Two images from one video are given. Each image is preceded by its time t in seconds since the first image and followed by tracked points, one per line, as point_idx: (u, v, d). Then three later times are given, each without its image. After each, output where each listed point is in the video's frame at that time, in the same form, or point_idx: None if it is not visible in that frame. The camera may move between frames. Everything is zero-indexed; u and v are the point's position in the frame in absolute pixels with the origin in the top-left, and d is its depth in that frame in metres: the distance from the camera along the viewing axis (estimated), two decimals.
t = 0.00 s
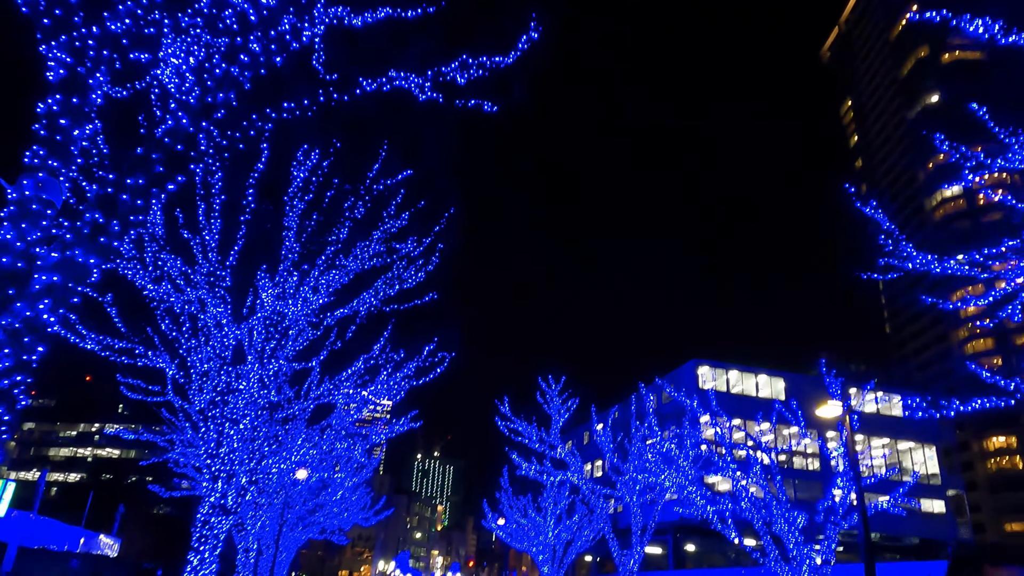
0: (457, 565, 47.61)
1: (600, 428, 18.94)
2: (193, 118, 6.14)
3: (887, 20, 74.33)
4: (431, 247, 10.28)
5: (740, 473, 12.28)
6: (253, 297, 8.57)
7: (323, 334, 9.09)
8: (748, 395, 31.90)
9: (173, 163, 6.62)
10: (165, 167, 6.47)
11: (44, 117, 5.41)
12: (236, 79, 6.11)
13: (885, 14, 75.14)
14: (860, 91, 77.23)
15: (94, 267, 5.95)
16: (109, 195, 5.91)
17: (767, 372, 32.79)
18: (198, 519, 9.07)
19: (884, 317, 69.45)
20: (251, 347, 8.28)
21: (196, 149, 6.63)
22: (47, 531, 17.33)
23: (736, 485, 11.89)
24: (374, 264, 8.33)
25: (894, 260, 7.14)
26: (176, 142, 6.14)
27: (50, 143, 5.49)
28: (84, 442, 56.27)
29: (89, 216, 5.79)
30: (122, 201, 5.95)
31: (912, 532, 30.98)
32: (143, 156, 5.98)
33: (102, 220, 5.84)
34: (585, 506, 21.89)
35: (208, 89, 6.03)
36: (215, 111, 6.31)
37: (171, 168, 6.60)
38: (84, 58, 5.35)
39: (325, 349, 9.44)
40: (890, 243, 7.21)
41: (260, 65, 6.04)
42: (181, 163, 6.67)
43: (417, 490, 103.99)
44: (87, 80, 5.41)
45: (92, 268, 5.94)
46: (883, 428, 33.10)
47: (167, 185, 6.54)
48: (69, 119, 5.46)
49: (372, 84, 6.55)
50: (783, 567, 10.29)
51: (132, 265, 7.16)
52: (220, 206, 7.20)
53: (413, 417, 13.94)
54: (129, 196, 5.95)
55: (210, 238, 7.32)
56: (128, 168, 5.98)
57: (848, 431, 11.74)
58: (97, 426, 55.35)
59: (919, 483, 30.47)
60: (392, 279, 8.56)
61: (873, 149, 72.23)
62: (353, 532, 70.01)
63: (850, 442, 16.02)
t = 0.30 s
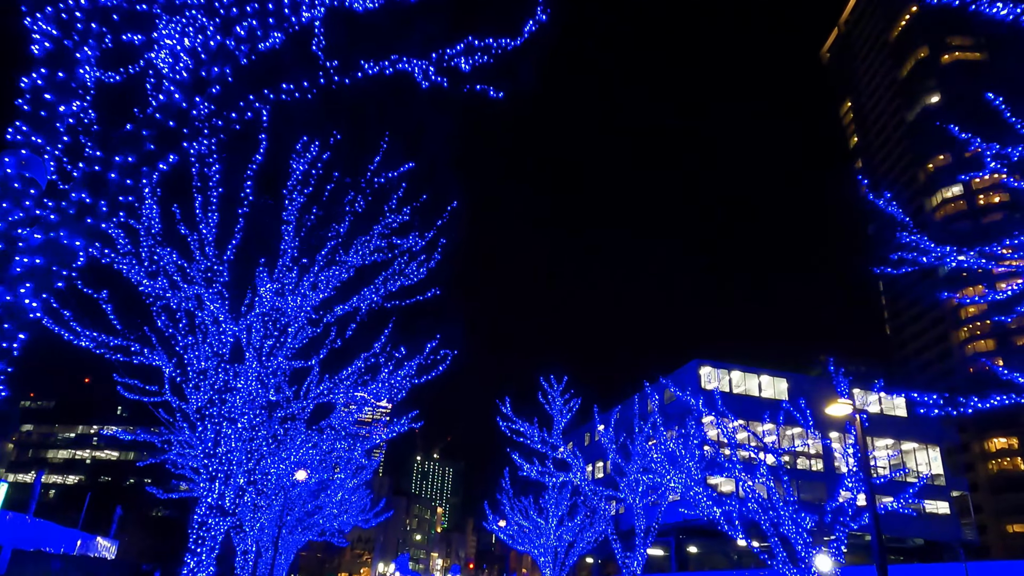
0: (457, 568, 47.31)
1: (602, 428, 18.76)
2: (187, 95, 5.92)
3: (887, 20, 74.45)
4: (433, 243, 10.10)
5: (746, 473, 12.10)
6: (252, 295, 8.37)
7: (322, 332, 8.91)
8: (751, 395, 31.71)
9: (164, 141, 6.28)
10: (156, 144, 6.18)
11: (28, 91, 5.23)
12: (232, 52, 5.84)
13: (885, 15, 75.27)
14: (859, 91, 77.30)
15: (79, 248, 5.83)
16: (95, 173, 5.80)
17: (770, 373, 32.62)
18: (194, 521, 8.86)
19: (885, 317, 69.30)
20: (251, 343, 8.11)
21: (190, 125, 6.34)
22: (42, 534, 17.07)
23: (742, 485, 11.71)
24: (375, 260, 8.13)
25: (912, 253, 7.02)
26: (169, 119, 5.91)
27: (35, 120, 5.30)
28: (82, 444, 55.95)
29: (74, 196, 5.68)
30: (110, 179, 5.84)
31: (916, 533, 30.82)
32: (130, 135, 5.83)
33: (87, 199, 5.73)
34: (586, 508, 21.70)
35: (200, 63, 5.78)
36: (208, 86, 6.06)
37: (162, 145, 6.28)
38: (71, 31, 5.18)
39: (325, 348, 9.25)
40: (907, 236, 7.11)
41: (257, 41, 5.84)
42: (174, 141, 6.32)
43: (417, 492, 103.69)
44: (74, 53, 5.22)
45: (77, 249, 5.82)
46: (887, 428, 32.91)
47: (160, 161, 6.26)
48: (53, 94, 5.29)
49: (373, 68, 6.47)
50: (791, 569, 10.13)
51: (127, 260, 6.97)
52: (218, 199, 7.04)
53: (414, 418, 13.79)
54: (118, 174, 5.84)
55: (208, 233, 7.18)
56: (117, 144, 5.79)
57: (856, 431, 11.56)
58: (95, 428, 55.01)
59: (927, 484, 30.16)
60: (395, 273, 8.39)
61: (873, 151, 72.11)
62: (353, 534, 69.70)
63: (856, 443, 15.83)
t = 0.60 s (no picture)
0: (455, 565, 47.29)
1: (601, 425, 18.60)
2: (173, 64, 5.66)
3: (886, 18, 74.43)
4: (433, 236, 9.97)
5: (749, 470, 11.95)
6: (247, 288, 8.20)
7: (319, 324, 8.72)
8: (750, 392, 31.60)
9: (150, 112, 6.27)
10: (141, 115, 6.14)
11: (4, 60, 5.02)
12: (222, 20, 5.62)
13: (884, 12, 75.26)
14: (858, 88, 77.32)
15: (60, 226, 5.84)
16: (75, 145, 5.61)
17: (770, 370, 32.52)
18: (188, 518, 8.60)
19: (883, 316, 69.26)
20: (246, 334, 7.95)
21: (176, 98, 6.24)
22: (35, 531, 16.86)
23: (745, 482, 11.56)
24: (373, 251, 7.93)
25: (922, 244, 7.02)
26: (153, 89, 5.75)
27: (9, 87, 5.16)
28: (78, 442, 55.92)
29: (51, 169, 5.57)
30: (89, 152, 5.70)
31: (917, 531, 30.78)
32: (112, 103, 5.65)
33: (65, 170, 5.63)
34: (585, 505, 21.56)
35: (189, 30, 5.51)
36: (197, 55, 5.76)
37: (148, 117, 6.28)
38: None
39: (321, 342, 9.05)
40: (917, 227, 7.11)
41: (249, 11, 5.56)
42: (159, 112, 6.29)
43: (414, 490, 103.54)
44: (55, 21, 5.01)
45: (54, 228, 5.82)
46: (886, 427, 32.87)
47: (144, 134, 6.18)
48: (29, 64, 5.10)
49: (371, 45, 6.19)
50: (795, 566, 10.00)
51: (118, 251, 6.82)
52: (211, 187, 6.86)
53: (412, 414, 13.65)
54: (97, 147, 5.72)
55: (201, 222, 7.03)
56: (97, 113, 5.64)
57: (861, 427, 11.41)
58: (91, 426, 55.00)
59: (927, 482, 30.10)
60: (395, 264, 8.23)
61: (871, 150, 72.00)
62: (350, 532, 69.54)
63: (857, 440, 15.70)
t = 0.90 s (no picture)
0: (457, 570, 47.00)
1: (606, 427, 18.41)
2: (165, 27, 5.67)
3: (889, 21, 74.46)
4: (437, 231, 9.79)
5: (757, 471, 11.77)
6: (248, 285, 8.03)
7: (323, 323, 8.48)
8: (755, 396, 31.40)
9: (140, 80, 6.33)
10: (131, 82, 6.23)
11: None
12: None
13: (887, 16, 75.30)
14: (860, 92, 77.32)
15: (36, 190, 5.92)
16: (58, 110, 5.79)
17: (775, 373, 32.34)
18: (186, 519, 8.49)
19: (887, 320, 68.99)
20: (245, 332, 7.78)
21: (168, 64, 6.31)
22: (34, 533, 16.71)
23: (753, 484, 11.38)
24: (376, 246, 7.76)
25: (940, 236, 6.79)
26: (142, 55, 5.91)
27: None
28: (81, 445, 56.46)
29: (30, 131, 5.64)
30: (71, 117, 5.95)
31: (924, 536, 30.51)
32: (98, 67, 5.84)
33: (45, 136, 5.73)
34: (589, 509, 21.36)
35: None
36: (189, 20, 5.77)
37: (137, 85, 6.32)
38: None
39: (324, 340, 8.86)
40: (935, 220, 6.87)
41: None
42: (150, 81, 6.34)
43: (417, 495, 103.19)
44: None
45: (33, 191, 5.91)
46: (894, 430, 32.48)
47: (134, 102, 6.19)
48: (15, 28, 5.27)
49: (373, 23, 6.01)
50: (804, 570, 9.85)
51: (116, 246, 6.72)
52: (210, 180, 6.71)
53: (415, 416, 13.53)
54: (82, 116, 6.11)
55: (200, 216, 6.86)
56: (83, 80, 5.99)
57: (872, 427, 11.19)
58: (93, 430, 55.37)
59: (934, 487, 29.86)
60: (398, 260, 8.07)
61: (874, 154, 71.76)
62: (352, 537, 69.29)
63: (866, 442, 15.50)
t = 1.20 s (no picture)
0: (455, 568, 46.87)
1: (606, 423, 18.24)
2: None
3: (887, 18, 74.34)
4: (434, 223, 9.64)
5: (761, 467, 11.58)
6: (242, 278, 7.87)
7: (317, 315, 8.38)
8: (756, 391, 31.27)
9: (115, 41, 5.98)
10: (106, 45, 5.91)
11: None
12: None
13: (885, 12, 75.19)
14: (858, 88, 77.19)
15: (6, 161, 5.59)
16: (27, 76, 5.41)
17: (775, 369, 32.23)
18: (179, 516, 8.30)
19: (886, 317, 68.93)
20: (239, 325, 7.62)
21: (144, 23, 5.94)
22: (27, 531, 16.43)
23: (757, 480, 11.20)
24: (372, 237, 7.62)
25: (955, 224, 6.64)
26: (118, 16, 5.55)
27: None
28: (77, 443, 55.72)
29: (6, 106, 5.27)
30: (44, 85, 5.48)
31: (926, 533, 30.39)
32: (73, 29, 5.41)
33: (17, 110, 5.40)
34: (589, 506, 21.21)
35: None
36: None
37: (113, 46, 5.99)
38: None
39: (319, 335, 8.69)
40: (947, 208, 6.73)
41: None
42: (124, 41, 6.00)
43: (414, 492, 103.12)
44: None
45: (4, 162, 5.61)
46: (895, 426, 32.29)
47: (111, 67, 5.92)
48: None
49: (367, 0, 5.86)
50: (809, 568, 9.67)
51: (106, 237, 6.53)
52: (202, 167, 6.52)
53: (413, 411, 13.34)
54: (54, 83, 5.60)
55: (192, 205, 6.70)
56: (54, 42, 5.43)
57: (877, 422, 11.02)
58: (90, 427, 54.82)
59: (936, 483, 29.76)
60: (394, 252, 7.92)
61: (873, 151, 71.56)
62: (350, 534, 69.16)
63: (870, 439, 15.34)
